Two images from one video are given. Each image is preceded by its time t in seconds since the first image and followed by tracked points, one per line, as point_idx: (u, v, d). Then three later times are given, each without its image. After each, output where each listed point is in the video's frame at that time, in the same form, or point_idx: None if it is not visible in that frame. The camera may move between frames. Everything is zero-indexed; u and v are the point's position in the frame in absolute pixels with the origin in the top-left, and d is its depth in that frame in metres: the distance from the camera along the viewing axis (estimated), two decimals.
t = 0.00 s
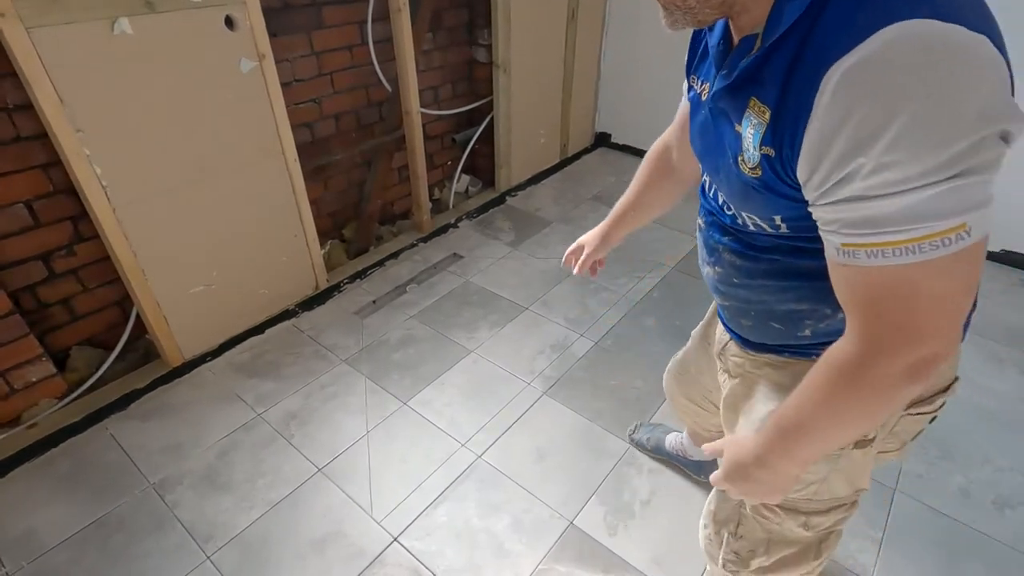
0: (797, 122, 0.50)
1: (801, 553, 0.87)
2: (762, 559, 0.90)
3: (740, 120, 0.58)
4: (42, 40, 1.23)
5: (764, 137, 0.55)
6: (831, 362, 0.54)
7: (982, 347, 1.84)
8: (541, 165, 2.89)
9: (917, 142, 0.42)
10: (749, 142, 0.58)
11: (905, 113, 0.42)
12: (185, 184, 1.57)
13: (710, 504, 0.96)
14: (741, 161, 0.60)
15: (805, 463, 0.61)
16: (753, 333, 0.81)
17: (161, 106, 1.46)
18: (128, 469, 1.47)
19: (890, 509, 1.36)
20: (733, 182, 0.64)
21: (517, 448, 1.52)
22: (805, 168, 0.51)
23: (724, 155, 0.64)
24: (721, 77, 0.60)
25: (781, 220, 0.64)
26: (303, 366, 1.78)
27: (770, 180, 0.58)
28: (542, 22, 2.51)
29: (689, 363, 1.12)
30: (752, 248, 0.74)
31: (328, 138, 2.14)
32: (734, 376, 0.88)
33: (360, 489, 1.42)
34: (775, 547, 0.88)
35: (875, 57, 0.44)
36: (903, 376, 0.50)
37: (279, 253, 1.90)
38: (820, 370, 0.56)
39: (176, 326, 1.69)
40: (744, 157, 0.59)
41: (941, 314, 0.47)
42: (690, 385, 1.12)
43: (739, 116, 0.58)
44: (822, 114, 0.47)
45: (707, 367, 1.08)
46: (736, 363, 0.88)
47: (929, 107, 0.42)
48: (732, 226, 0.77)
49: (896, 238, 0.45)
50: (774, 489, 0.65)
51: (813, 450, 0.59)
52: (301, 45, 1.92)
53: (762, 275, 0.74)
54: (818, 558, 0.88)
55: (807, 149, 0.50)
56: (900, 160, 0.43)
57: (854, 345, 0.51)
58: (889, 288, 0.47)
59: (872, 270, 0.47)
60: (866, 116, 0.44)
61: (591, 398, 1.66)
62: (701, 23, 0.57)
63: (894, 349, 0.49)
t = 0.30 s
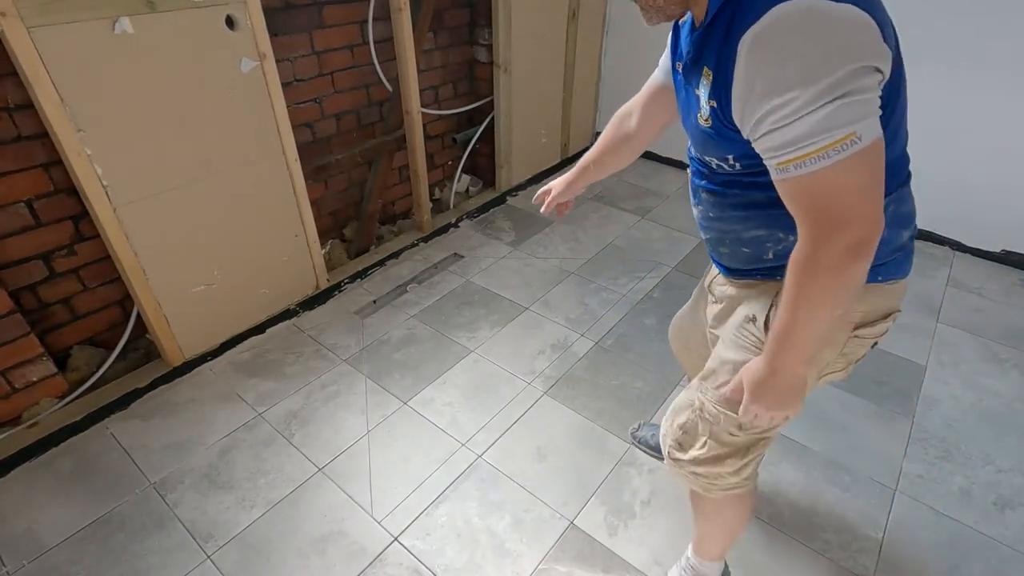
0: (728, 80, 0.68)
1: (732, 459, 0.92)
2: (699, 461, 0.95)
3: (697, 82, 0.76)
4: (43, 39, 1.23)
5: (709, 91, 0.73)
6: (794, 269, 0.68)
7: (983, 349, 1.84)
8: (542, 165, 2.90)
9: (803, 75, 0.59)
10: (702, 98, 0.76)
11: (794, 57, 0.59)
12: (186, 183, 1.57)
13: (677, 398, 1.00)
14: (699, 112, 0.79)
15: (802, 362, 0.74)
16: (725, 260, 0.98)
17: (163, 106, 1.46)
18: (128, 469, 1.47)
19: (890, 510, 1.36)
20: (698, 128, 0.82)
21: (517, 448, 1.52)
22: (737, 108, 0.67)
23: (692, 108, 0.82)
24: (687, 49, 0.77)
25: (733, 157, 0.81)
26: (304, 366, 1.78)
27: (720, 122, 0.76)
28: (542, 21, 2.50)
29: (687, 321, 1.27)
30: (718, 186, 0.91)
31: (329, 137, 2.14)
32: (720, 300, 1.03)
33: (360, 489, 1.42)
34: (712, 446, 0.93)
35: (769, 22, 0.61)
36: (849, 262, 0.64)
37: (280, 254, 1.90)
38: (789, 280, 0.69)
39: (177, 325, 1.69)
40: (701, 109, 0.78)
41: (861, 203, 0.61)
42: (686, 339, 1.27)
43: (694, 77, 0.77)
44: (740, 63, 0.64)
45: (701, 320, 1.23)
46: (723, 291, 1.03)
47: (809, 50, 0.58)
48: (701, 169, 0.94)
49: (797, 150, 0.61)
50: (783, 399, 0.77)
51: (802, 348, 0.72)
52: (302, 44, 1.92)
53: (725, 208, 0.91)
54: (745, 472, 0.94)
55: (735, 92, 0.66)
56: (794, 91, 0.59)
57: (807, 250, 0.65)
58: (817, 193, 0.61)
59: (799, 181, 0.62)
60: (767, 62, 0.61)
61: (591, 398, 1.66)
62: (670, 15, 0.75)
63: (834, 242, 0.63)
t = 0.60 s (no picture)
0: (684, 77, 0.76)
1: (677, 385, 1.10)
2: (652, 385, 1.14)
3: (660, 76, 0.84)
4: (43, 39, 1.23)
5: (670, 85, 0.81)
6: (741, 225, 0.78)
7: (983, 349, 1.84)
8: (542, 165, 2.90)
9: (744, 63, 0.66)
10: (666, 91, 0.84)
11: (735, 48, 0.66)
12: (186, 183, 1.57)
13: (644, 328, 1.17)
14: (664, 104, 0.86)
15: (736, 292, 0.85)
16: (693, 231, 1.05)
17: (163, 106, 1.46)
18: (128, 469, 1.47)
19: (890, 511, 1.36)
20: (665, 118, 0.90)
21: (517, 449, 1.52)
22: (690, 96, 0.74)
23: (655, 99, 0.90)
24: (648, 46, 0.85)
25: (698, 141, 0.89)
26: (304, 366, 1.78)
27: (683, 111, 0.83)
28: (543, 21, 2.50)
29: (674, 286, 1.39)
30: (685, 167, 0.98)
31: (329, 137, 2.14)
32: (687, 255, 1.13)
33: (360, 489, 1.42)
34: (663, 367, 1.10)
35: (712, 18, 0.68)
36: (789, 230, 0.73)
37: (280, 254, 1.90)
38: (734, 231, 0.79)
39: (177, 325, 1.69)
40: (666, 101, 0.85)
41: (805, 179, 0.69)
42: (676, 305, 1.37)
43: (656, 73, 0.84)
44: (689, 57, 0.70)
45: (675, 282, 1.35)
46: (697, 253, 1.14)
47: (749, 39, 0.65)
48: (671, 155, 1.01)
49: (744, 130, 0.68)
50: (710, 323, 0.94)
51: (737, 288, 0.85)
52: (302, 44, 1.92)
53: (693, 189, 0.99)
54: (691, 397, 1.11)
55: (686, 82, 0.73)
56: (738, 77, 0.66)
57: (752, 210, 0.75)
58: (764, 165, 0.70)
59: (747, 156, 0.70)
60: (711, 52, 0.68)
61: (591, 398, 1.66)
62: (642, 19, 0.85)
63: (778, 210, 0.72)
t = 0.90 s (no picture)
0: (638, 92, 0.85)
1: (661, 363, 1.13)
2: (635, 363, 1.17)
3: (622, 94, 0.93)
4: (43, 39, 1.23)
5: (630, 102, 0.91)
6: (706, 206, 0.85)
7: (983, 349, 1.84)
8: (542, 165, 2.90)
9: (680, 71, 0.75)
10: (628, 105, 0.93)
11: (670, 59, 0.75)
12: (186, 183, 1.57)
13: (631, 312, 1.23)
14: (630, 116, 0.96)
15: (708, 265, 0.92)
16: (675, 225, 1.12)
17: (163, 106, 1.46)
18: (128, 469, 1.47)
19: (890, 510, 1.36)
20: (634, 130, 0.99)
21: (517, 449, 1.51)
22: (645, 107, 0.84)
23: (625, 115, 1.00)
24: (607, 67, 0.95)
25: (666, 144, 0.97)
26: (304, 366, 1.78)
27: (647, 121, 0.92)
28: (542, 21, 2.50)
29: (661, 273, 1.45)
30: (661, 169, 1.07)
31: (329, 137, 2.14)
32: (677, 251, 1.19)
33: (360, 489, 1.42)
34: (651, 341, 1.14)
35: (649, 38, 0.77)
36: (747, 208, 0.80)
37: (280, 253, 1.90)
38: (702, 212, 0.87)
39: (177, 325, 1.69)
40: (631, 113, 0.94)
41: (751, 161, 0.76)
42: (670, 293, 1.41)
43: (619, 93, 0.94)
44: (637, 74, 0.80)
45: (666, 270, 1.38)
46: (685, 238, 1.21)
47: (681, 50, 0.75)
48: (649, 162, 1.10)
49: (688, 128, 0.77)
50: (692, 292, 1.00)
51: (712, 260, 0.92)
52: (302, 44, 1.92)
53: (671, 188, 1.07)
54: (673, 373, 1.13)
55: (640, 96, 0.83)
56: (676, 83, 0.75)
57: (712, 193, 0.82)
58: (713, 154, 0.77)
59: (697, 150, 0.78)
60: (652, 66, 0.77)
61: (591, 398, 1.66)
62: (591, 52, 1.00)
63: (730, 189, 0.79)
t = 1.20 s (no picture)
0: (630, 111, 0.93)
1: (689, 338, 1.25)
2: (659, 340, 1.27)
3: (611, 120, 1.01)
4: (43, 39, 1.23)
5: (624, 124, 0.99)
6: (731, 182, 0.93)
7: (983, 349, 1.84)
8: (542, 164, 2.90)
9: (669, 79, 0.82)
10: (621, 128, 1.01)
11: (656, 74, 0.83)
12: (187, 183, 1.57)
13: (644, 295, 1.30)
14: (624, 137, 1.03)
15: (734, 237, 1.03)
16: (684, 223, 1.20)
17: (164, 106, 1.46)
18: (128, 469, 1.47)
19: (890, 511, 1.36)
20: (631, 149, 1.07)
21: (517, 449, 1.51)
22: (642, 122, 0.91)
23: (617, 140, 1.08)
24: (590, 102, 1.03)
25: (664, 153, 1.05)
26: (304, 366, 1.78)
27: (643, 137, 1.00)
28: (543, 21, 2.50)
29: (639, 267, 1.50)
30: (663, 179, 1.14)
31: (329, 137, 2.14)
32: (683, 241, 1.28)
33: (360, 489, 1.42)
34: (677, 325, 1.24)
35: (628, 65, 0.86)
36: (773, 171, 0.88)
37: (281, 253, 1.90)
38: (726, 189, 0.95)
39: (177, 325, 1.69)
40: (625, 134, 1.02)
41: (761, 131, 0.84)
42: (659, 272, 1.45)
43: (608, 121, 1.03)
44: (627, 97, 0.88)
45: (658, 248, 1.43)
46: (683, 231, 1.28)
47: (664, 64, 0.83)
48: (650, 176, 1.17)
49: (693, 125, 0.83)
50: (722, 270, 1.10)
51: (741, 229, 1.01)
52: (302, 44, 1.92)
53: (677, 190, 1.14)
54: (697, 343, 1.27)
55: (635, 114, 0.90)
56: (667, 94, 0.83)
57: (736, 168, 0.90)
58: (726, 136, 0.85)
59: (708, 140, 0.85)
60: (640, 85, 0.85)
61: (592, 398, 1.66)
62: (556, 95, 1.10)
63: (749, 161, 0.87)
